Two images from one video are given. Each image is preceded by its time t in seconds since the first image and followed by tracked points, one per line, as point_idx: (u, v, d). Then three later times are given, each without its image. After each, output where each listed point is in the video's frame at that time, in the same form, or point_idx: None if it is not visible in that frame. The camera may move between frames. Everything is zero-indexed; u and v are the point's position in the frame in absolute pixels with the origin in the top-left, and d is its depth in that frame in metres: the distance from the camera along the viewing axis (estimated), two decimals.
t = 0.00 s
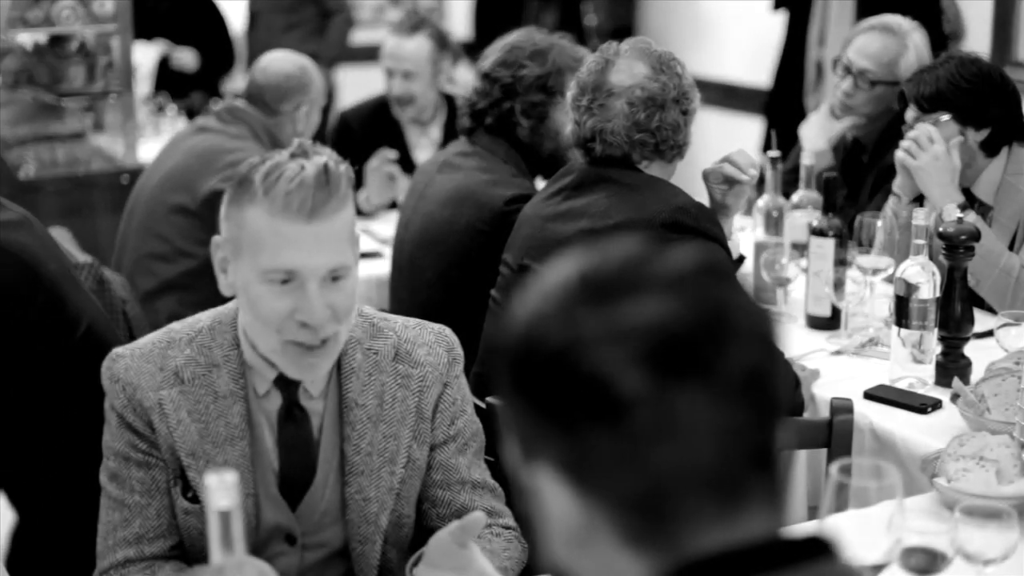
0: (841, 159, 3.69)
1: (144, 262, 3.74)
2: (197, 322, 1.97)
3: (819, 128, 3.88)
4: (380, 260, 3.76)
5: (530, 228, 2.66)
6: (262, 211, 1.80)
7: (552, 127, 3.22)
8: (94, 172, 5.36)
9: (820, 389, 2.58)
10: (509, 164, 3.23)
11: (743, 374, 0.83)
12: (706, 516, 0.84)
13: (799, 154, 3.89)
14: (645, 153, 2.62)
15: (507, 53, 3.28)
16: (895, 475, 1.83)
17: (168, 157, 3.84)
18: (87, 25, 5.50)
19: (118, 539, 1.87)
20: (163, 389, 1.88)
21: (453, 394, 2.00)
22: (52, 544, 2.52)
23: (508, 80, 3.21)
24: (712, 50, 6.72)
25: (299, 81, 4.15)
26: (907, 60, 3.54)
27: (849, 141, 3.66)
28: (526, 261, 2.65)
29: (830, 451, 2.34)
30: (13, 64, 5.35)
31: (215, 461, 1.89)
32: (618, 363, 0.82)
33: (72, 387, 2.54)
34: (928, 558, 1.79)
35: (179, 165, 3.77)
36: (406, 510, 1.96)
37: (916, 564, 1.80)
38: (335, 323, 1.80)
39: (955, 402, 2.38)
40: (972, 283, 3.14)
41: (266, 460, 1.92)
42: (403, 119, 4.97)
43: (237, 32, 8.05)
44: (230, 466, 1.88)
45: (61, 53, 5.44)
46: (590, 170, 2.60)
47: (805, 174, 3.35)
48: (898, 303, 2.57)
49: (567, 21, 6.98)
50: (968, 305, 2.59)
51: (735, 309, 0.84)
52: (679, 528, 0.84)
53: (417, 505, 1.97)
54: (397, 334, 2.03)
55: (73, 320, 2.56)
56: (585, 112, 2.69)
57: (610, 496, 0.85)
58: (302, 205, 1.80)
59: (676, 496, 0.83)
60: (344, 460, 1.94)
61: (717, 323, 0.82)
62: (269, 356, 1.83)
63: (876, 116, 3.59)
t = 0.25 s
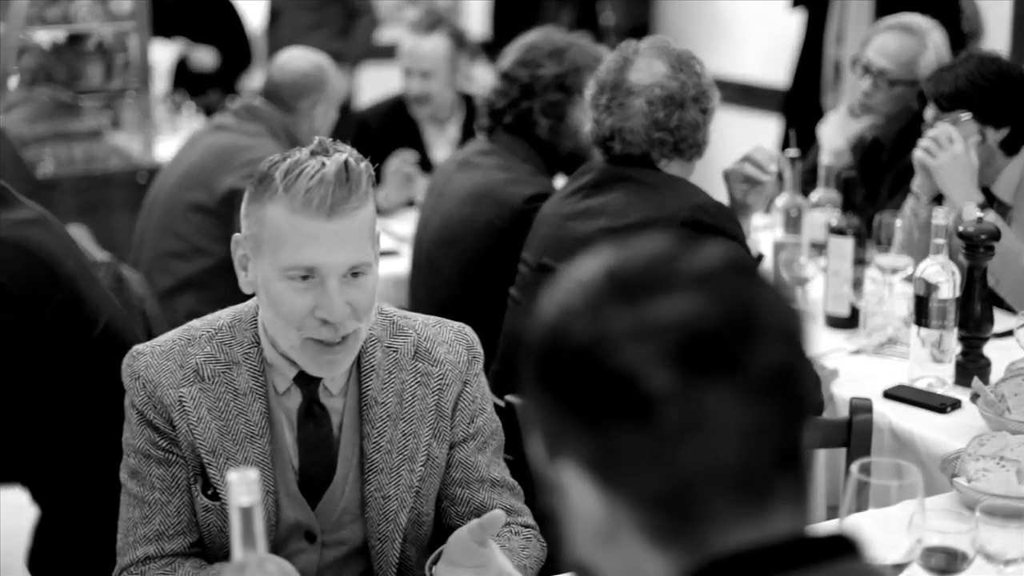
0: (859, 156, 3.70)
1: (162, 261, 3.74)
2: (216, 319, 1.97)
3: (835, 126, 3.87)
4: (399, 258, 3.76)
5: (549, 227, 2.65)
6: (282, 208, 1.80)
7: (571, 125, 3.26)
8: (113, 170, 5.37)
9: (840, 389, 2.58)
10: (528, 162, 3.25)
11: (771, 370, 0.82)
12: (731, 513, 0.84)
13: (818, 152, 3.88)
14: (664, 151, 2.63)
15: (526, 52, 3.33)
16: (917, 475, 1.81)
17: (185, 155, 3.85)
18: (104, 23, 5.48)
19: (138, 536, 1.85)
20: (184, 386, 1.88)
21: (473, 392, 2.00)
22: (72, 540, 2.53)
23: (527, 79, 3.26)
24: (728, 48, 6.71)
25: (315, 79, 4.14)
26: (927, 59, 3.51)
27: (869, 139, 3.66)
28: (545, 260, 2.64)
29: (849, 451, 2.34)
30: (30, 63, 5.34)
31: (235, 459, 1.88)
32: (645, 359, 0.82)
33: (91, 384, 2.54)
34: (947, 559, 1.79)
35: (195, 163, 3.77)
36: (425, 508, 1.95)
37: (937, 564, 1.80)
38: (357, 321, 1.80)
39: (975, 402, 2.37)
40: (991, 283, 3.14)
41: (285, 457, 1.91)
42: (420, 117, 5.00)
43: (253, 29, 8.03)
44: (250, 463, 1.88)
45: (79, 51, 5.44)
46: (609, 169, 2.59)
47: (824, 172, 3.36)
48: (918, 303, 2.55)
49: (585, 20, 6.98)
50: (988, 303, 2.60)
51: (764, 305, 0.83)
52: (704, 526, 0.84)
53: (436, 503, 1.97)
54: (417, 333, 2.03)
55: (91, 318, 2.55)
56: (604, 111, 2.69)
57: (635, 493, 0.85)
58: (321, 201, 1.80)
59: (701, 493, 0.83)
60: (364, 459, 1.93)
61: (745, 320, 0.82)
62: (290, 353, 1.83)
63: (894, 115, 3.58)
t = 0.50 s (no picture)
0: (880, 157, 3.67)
1: (180, 262, 3.75)
2: (238, 318, 1.98)
3: (856, 127, 3.86)
4: (419, 258, 3.76)
5: (570, 227, 2.64)
6: (305, 205, 1.80)
7: (593, 122, 3.30)
8: (132, 171, 5.40)
9: (861, 391, 2.57)
10: (549, 160, 3.25)
11: (796, 370, 0.82)
12: (756, 514, 0.83)
13: (840, 153, 3.87)
14: (686, 152, 2.63)
15: (546, 49, 3.35)
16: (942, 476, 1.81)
17: (199, 154, 3.83)
18: (124, 22, 5.41)
19: (159, 534, 1.85)
20: (206, 384, 1.89)
21: (496, 391, 2.00)
22: (98, 537, 2.50)
23: (549, 75, 3.29)
24: (748, 49, 6.70)
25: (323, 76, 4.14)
26: (950, 60, 3.51)
27: (890, 142, 3.62)
28: (567, 259, 2.64)
29: (871, 452, 2.33)
30: (49, 62, 5.32)
31: (256, 457, 1.88)
32: (669, 359, 0.82)
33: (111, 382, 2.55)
34: (969, 560, 1.76)
35: (208, 162, 3.77)
36: (448, 507, 1.95)
37: (960, 566, 1.77)
38: (380, 318, 1.81)
39: (997, 404, 2.36)
40: (1014, 284, 3.13)
41: (306, 456, 1.91)
42: (440, 117, 5.00)
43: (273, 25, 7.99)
44: (271, 462, 1.87)
45: (99, 51, 5.38)
46: (631, 170, 2.59)
47: (846, 172, 3.37)
48: (940, 304, 2.55)
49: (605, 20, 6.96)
50: (1010, 304, 2.59)
51: (790, 304, 0.82)
52: (728, 526, 0.83)
53: (458, 504, 1.97)
54: (439, 332, 2.04)
55: (112, 317, 2.57)
56: (625, 111, 2.69)
57: (659, 492, 0.84)
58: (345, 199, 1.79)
59: (727, 494, 0.82)
60: (385, 459, 1.93)
61: (768, 319, 0.81)
62: (312, 350, 1.84)
63: (916, 117, 3.56)
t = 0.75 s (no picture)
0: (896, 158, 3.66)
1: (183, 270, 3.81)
2: (254, 317, 1.98)
3: (872, 128, 3.86)
4: (434, 259, 3.76)
5: (586, 227, 2.64)
6: (321, 202, 1.80)
7: (612, 124, 3.35)
8: (149, 170, 5.50)
9: (877, 392, 2.57)
10: (564, 160, 3.25)
11: (819, 371, 0.82)
12: (776, 516, 0.81)
13: (856, 154, 3.87)
14: (701, 152, 2.63)
15: (574, 49, 3.40)
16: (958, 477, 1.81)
17: (190, 156, 3.86)
18: (139, 22, 5.43)
19: (172, 532, 1.85)
20: (220, 382, 1.89)
21: (511, 390, 2.00)
22: (110, 537, 2.52)
23: (574, 73, 3.33)
24: (762, 49, 6.70)
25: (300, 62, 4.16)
26: (965, 61, 3.55)
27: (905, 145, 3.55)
28: (582, 259, 2.64)
29: (886, 453, 2.34)
30: (62, 61, 5.28)
31: (269, 456, 1.87)
32: (693, 359, 0.81)
33: (124, 382, 2.56)
34: (983, 561, 1.76)
35: (200, 162, 3.80)
36: (463, 506, 1.95)
37: (973, 567, 1.76)
38: (394, 316, 1.82)
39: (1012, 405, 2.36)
40: None
41: (322, 456, 1.90)
42: (455, 116, 5.03)
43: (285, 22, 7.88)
44: (285, 461, 1.87)
45: (114, 50, 5.36)
46: (646, 171, 2.59)
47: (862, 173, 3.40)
48: (956, 306, 2.55)
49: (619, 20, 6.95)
50: None
51: (813, 307, 0.84)
52: (748, 528, 0.81)
53: (474, 503, 1.97)
54: (455, 331, 2.04)
55: (127, 316, 2.58)
56: (641, 112, 2.69)
57: (680, 494, 0.83)
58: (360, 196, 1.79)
59: (747, 495, 0.81)
60: (401, 457, 1.93)
61: (791, 320, 0.82)
62: (327, 350, 1.85)
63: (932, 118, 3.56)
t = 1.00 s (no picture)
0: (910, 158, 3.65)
1: (189, 274, 3.90)
2: (268, 316, 1.98)
3: (886, 128, 3.85)
4: (448, 259, 3.76)
5: (600, 227, 2.64)
6: (337, 204, 1.80)
7: (627, 124, 3.31)
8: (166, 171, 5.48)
9: (891, 392, 2.56)
10: (578, 160, 3.23)
11: (834, 371, 0.82)
12: (792, 517, 0.81)
13: (870, 155, 3.86)
14: (715, 152, 2.63)
15: (588, 50, 3.37)
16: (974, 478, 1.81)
17: (186, 161, 3.93)
18: (154, 24, 5.38)
19: (187, 530, 1.85)
20: (235, 380, 1.89)
21: (524, 389, 2.01)
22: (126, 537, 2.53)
23: (587, 75, 3.29)
24: (775, 50, 6.69)
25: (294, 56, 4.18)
26: (978, 61, 3.52)
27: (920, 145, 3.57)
28: (597, 260, 2.64)
29: (900, 454, 2.33)
30: (77, 61, 5.27)
31: (283, 455, 1.87)
32: (708, 360, 0.81)
33: (139, 381, 2.57)
34: (999, 562, 1.76)
35: (195, 168, 3.87)
36: (477, 505, 1.95)
37: (989, 568, 1.76)
38: (407, 318, 1.81)
39: None
40: None
41: (336, 454, 1.90)
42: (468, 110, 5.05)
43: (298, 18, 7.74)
44: (299, 460, 1.87)
45: (129, 51, 5.33)
46: (661, 170, 2.59)
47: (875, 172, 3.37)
48: (970, 306, 2.56)
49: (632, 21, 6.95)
50: None
51: (829, 306, 0.84)
52: (764, 529, 0.81)
53: (488, 502, 1.96)
54: (468, 330, 2.04)
55: (142, 317, 2.58)
56: (655, 112, 2.69)
57: (695, 494, 0.83)
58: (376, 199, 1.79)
59: (763, 496, 0.81)
60: (415, 456, 1.93)
61: (807, 321, 0.82)
62: (340, 351, 1.85)
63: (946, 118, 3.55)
